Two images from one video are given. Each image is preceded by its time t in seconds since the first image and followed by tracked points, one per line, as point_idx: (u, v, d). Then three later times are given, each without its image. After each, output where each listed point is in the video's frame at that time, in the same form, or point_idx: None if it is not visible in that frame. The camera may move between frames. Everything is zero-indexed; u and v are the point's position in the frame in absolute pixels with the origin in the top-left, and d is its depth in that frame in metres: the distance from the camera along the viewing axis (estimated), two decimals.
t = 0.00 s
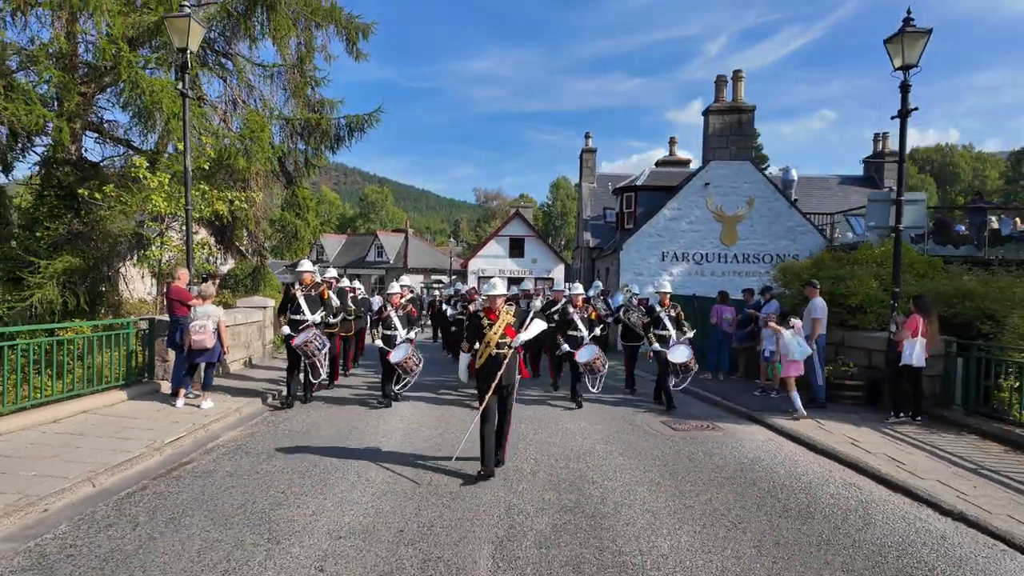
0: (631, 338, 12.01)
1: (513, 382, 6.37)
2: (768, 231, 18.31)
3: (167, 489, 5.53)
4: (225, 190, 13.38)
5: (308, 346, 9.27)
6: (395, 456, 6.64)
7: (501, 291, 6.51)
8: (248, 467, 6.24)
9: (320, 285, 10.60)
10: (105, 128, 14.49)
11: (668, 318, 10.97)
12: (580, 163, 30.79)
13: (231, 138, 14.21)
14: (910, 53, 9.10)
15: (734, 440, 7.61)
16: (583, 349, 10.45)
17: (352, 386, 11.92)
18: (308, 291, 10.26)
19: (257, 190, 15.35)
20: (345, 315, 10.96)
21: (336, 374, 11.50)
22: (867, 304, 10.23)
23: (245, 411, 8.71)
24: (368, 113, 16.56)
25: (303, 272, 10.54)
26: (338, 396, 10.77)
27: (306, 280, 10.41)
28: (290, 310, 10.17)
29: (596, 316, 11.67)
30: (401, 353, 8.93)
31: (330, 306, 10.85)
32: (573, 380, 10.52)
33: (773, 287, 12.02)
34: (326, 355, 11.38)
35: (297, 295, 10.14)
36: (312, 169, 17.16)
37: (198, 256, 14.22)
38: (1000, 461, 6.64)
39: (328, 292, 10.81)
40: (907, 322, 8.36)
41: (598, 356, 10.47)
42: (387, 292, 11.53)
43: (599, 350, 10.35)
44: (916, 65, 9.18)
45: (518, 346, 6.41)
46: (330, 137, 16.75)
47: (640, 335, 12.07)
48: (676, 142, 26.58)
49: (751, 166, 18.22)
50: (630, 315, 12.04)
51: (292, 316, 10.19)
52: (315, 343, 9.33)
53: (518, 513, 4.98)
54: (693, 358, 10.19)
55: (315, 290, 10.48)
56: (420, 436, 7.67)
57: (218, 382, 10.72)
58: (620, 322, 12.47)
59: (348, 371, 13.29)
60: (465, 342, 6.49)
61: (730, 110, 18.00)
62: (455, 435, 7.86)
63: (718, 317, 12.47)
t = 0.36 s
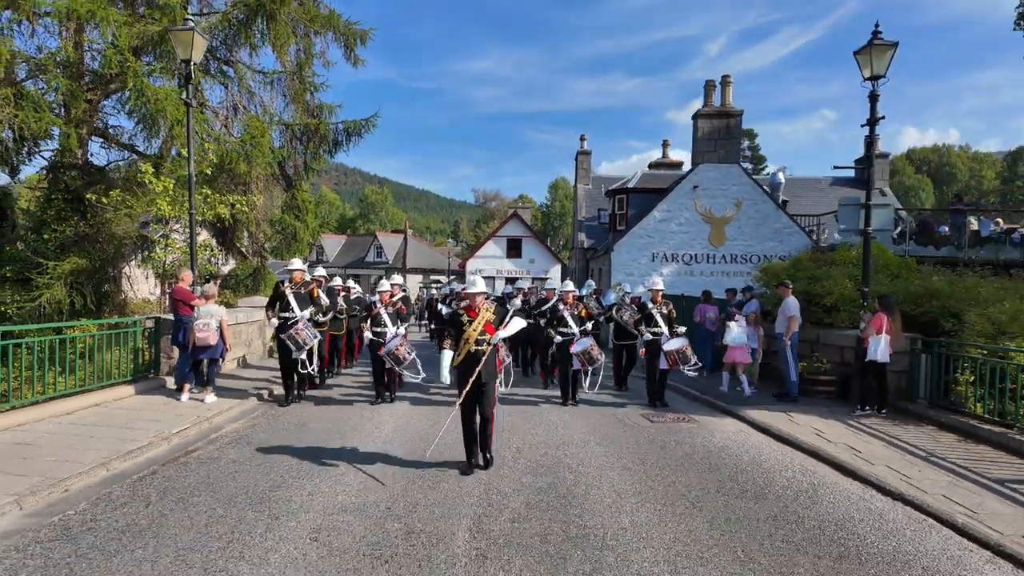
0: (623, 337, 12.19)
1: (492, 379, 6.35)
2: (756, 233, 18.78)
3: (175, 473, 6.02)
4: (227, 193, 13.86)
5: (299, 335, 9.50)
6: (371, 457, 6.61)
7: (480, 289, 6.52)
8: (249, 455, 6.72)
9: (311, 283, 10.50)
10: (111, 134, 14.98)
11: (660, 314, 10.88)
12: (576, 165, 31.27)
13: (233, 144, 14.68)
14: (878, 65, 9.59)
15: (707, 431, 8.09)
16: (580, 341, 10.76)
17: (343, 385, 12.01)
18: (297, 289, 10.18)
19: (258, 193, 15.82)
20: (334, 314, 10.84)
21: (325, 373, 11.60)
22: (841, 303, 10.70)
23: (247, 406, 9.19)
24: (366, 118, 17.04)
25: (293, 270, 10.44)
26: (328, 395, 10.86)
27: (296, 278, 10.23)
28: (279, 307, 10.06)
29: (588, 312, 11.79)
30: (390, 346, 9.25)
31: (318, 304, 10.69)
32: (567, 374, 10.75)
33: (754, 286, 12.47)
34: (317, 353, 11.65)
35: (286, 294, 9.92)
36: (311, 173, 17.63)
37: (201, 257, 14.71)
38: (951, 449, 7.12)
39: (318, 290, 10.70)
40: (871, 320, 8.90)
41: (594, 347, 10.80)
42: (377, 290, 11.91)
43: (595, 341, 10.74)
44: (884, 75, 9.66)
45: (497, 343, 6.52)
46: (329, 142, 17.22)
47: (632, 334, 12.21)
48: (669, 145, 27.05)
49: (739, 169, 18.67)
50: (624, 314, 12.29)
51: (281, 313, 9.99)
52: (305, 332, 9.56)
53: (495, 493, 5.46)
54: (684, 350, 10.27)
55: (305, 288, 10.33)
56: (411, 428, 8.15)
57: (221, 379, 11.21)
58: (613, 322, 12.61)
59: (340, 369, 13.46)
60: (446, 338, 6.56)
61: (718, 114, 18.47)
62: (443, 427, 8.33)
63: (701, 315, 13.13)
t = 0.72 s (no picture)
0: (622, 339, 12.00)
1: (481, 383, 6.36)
2: (745, 235, 19.29)
3: (190, 459, 6.50)
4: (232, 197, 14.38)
5: (295, 339, 9.81)
6: (363, 456, 6.69)
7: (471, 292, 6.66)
8: (256, 444, 7.21)
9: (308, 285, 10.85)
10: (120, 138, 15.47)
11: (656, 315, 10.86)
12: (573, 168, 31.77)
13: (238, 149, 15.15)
14: (853, 76, 10.10)
15: (688, 424, 8.56)
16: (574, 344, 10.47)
17: (341, 385, 12.34)
18: (296, 290, 10.53)
19: (261, 196, 16.30)
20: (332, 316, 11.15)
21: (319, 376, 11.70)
22: (821, 303, 11.17)
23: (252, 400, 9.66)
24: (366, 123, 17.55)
25: (291, 271, 10.86)
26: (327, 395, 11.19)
27: (295, 280, 10.63)
28: (279, 308, 10.43)
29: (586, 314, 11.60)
30: (384, 348, 9.36)
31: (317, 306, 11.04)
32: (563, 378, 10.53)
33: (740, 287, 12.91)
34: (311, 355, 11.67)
35: (284, 295, 10.36)
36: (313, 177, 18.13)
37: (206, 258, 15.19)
38: (912, 440, 7.61)
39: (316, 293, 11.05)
40: (844, 319, 9.44)
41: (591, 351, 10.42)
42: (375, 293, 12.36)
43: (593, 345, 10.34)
44: (858, 86, 10.17)
45: (488, 347, 6.54)
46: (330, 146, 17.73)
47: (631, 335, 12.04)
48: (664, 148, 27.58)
49: (729, 172, 19.17)
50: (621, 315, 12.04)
51: (281, 314, 10.37)
52: (301, 337, 9.85)
53: (484, 477, 5.95)
54: (681, 353, 10.19)
55: (302, 290, 10.72)
56: (408, 422, 8.61)
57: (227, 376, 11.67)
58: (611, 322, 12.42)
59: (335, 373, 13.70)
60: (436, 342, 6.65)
61: (709, 119, 18.98)
62: (438, 422, 8.79)
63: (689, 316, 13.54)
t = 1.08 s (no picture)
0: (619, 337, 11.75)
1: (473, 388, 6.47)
2: (736, 236, 19.75)
3: (201, 447, 6.96)
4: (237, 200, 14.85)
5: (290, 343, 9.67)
6: (356, 457, 6.60)
7: (460, 290, 6.55)
8: (262, 434, 7.66)
9: (305, 285, 11.05)
10: (126, 142, 15.92)
11: (651, 313, 10.64)
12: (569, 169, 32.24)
13: (242, 153, 15.59)
14: (831, 85, 10.56)
15: (671, 417, 9.02)
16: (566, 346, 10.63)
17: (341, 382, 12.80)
18: (295, 288, 10.69)
19: (265, 198, 16.76)
20: (329, 314, 11.40)
21: (319, 373, 11.96)
22: (802, 303, 11.62)
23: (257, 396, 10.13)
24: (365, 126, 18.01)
25: (289, 271, 11.16)
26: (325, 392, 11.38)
27: (291, 278, 10.78)
28: (276, 307, 10.65)
29: (579, 315, 11.55)
30: (378, 350, 9.25)
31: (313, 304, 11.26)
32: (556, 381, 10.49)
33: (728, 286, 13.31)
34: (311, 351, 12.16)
35: (281, 293, 10.61)
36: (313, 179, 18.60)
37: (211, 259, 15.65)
38: (880, 431, 8.07)
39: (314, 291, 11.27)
40: (820, 317, 9.92)
41: (583, 354, 10.43)
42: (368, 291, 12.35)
43: (585, 347, 10.35)
44: (836, 95, 10.62)
45: (478, 346, 6.51)
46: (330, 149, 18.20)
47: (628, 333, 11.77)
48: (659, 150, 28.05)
49: (721, 175, 19.63)
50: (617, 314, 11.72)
51: (277, 313, 10.66)
52: (297, 340, 9.72)
53: (475, 463, 6.41)
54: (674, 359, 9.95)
55: (299, 289, 10.86)
56: (406, 414, 9.08)
57: (232, 372, 12.14)
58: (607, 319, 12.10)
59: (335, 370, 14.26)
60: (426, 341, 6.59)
61: (700, 123, 19.44)
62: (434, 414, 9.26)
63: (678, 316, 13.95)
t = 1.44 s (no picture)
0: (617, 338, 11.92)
1: (463, 384, 6.49)
2: (729, 238, 20.22)
3: (216, 438, 7.45)
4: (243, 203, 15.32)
5: (289, 338, 10.10)
6: (348, 460, 6.59)
7: (453, 292, 6.73)
8: (272, 427, 8.15)
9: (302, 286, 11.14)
10: (136, 147, 16.40)
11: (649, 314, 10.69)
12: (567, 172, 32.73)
13: (247, 158, 16.07)
14: (813, 95, 11.05)
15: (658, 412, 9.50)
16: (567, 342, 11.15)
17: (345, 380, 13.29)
18: (289, 290, 10.80)
19: (270, 201, 17.23)
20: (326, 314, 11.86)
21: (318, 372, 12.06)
22: (788, 303, 12.09)
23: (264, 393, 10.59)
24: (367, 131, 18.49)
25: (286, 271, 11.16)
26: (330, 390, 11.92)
27: (288, 280, 10.89)
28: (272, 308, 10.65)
29: (578, 315, 11.72)
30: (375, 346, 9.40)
31: (310, 305, 11.44)
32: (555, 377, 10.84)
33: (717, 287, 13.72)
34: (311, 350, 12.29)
35: (278, 295, 10.60)
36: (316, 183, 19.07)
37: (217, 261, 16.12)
38: (854, 424, 8.55)
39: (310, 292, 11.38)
40: (803, 317, 10.38)
41: (585, 348, 10.97)
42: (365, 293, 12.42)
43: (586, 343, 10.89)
44: (819, 104, 11.11)
45: (468, 346, 6.58)
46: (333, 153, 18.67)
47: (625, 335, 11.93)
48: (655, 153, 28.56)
49: (714, 179, 20.11)
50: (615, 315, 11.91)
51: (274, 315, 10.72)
52: (295, 336, 10.17)
53: (472, 452, 6.88)
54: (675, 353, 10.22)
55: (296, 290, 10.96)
56: (407, 410, 9.57)
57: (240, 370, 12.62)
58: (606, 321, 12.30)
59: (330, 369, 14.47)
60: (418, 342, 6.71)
61: (694, 127, 19.94)
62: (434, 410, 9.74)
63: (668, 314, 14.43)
